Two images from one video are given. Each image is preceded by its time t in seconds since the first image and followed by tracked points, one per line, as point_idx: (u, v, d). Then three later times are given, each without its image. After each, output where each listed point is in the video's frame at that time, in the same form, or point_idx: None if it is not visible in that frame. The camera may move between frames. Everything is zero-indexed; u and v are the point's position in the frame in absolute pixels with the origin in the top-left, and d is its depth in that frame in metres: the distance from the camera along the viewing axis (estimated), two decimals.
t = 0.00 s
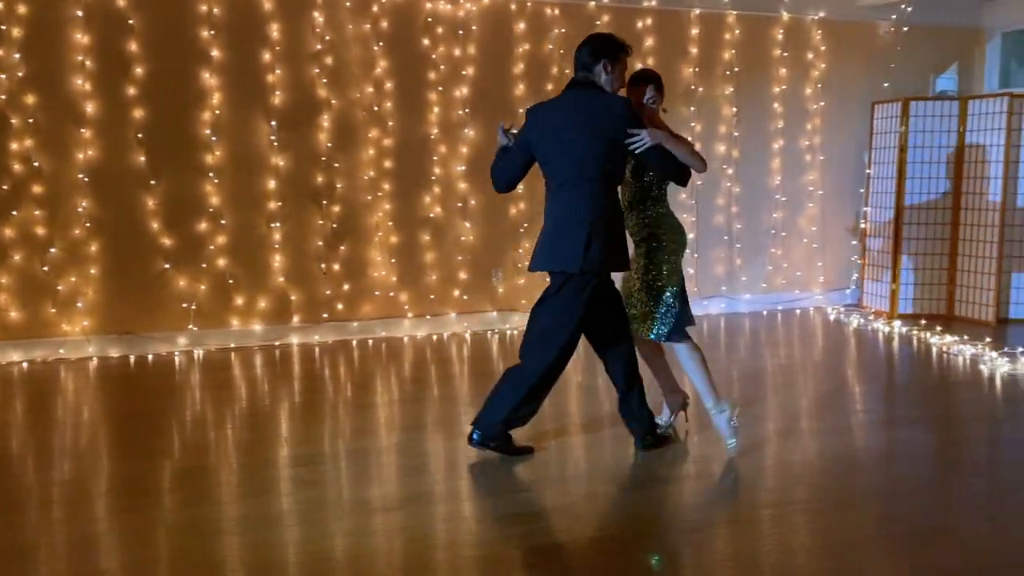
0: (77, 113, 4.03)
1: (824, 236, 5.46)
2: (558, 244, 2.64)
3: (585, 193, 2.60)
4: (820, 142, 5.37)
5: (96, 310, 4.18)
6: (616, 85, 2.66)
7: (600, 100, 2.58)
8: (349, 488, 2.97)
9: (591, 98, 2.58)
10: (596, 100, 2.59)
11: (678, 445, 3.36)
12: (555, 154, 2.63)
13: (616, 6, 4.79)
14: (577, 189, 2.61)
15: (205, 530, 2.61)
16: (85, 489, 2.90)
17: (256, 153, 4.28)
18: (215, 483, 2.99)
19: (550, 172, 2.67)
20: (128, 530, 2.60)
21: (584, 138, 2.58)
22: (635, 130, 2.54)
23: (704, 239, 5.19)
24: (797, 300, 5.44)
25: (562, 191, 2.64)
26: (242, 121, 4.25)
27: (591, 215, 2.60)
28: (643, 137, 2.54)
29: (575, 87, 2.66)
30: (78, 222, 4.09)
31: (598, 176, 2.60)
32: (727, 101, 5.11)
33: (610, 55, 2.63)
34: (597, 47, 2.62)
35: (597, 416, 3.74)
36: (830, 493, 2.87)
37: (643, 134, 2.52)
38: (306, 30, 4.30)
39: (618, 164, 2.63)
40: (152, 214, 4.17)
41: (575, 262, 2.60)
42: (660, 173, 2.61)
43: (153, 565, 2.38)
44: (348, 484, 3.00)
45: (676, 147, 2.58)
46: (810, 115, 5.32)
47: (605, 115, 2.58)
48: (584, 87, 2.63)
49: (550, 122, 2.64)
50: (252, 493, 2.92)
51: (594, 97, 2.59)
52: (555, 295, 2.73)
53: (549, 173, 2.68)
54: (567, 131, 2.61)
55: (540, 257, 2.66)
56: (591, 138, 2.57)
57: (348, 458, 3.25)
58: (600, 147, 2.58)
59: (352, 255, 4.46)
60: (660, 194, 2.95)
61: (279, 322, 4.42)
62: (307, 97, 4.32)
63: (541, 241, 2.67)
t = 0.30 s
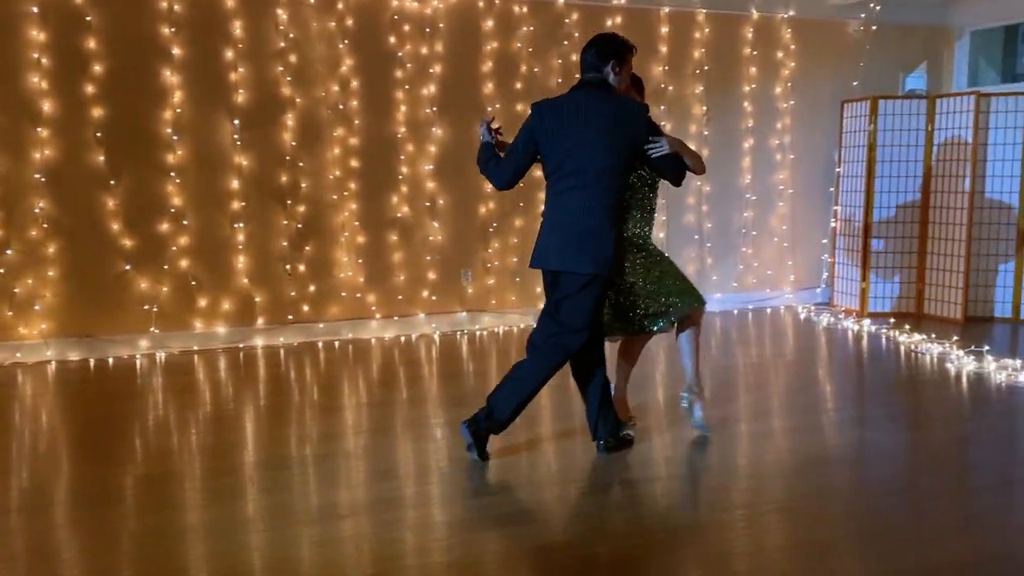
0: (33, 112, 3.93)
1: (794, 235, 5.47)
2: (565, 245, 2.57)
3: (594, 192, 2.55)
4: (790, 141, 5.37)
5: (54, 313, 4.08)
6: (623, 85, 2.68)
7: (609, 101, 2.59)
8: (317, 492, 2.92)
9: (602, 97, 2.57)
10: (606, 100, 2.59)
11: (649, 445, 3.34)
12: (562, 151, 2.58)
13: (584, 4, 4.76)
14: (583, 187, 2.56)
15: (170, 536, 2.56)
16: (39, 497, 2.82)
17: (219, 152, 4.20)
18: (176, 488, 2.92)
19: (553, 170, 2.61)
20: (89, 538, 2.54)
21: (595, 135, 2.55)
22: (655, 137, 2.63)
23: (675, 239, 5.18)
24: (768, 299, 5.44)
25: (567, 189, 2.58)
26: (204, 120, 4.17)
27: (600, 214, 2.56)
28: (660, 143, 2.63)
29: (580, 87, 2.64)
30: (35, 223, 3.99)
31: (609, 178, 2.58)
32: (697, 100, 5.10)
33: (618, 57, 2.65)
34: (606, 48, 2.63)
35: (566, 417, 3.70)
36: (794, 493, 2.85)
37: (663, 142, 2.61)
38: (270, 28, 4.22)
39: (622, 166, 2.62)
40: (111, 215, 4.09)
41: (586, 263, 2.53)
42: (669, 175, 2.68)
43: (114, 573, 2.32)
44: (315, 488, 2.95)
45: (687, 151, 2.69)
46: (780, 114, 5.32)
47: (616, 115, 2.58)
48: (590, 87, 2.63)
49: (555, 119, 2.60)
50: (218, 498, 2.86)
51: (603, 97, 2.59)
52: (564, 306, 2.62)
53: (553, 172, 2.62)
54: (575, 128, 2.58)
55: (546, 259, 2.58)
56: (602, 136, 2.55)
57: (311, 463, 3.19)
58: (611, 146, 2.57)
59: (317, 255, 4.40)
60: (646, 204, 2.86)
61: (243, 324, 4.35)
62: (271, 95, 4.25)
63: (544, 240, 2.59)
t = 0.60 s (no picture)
0: None
1: (765, 234, 5.45)
2: (554, 249, 2.47)
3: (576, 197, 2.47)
4: (760, 139, 5.35)
5: (9, 316, 3.98)
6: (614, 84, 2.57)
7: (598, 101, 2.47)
8: (282, 497, 2.85)
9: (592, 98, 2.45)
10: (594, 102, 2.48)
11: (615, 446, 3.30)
12: (549, 154, 2.49)
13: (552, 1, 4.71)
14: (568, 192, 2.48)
15: (132, 544, 2.49)
16: None
17: (178, 151, 4.11)
18: (135, 495, 2.85)
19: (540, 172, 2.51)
20: (43, 547, 2.46)
21: (587, 139, 2.45)
22: (644, 137, 2.51)
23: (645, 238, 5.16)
24: (739, 298, 5.42)
25: (555, 192, 2.49)
26: (162, 118, 4.07)
27: (588, 219, 2.48)
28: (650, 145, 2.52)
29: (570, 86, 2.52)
30: None
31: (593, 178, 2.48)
32: (666, 99, 5.07)
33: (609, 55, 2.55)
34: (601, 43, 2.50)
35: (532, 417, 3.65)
36: (755, 495, 2.79)
37: (653, 141, 2.49)
38: (230, 24, 4.13)
39: (611, 167, 2.53)
40: (67, 216, 3.98)
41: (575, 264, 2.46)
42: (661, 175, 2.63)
43: None
44: (280, 493, 2.89)
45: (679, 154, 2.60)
46: (750, 112, 5.30)
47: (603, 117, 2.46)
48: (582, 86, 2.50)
49: (542, 122, 2.50)
50: (181, 504, 2.80)
51: (596, 97, 2.48)
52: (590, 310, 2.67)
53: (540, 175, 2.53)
54: (565, 126, 2.47)
55: (531, 260, 2.50)
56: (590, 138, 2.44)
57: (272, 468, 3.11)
58: (600, 149, 2.47)
59: (280, 256, 4.32)
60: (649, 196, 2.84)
61: (204, 327, 4.27)
62: (232, 93, 4.16)
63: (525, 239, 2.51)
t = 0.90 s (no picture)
0: None
1: (739, 235, 5.43)
2: (543, 246, 2.50)
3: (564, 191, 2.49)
4: (734, 139, 5.33)
5: None
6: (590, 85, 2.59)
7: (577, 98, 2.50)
8: (247, 504, 2.78)
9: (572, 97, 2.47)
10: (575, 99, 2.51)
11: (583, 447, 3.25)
12: (531, 154, 2.51)
13: None
14: (555, 185, 2.50)
15: (94, 556, 2.41)
16: None
17: (139, 150, 4.00)
18: (95, 504, 2.77)
19: (523, 170, 2.52)
20: None
21: (563, 137, 2.47)
22: (611, 137, 2.49)
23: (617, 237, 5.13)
24: (712, 299, 5.40)
25: (538, 189, 2.52)
26: (122, 116, 3.96)
27: (571, 214, 2.51)
28: (619, 143, 2.50)
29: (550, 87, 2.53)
30: None
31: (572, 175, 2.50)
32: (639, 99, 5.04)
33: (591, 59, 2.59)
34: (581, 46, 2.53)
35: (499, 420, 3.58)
36: (717, 499, 2.74)
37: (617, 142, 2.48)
38: (192, 21, 4.03)
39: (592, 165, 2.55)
40: (24, 216, 3.86)
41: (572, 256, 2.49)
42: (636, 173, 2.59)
43: None
44: (245, 499, 2.83)
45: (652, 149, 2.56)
46: (724, 112, 5.27)
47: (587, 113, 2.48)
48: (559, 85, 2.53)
49: (523, 118, 2.52)
50: (144, 512, 2.73)
51: (572, 97, 2.49)
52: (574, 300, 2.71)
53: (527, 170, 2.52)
54: (544, 125, 2.49)
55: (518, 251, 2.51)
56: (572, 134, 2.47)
57: (235, 474, 3.04)
58: (580, 147, 2.49)
59: (244, 257, 4.23)
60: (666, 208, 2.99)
61: (167, 329, 4.17)
62: (195, 91, 4.06)
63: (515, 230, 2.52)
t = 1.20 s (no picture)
0: None
1: (718, 236, 5.39)
2: (526, 247, 2.74)
3: (546, 195, 2.70)
4: (712, 139, 5.28)
5: None
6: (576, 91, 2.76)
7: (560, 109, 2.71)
8: (214, 511, 2.71)
9: (552, 105, 2.67)
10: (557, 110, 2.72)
11: (552, 450, 3.18)
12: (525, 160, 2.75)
13: None
14: (540, 191, 2.73)
15: (54, 567, 2.33)
16: None
17: (103, 149, 3.91)
18: (55, 512, 2.69)
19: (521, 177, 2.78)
20: None
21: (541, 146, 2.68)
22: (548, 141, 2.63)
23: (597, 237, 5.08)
24: (691, 300, 5.36)
25: (531, 194, 2.75)
26: (85, 115, 3.87)
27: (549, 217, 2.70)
28: (554, 148, 2.60)
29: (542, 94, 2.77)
30: None
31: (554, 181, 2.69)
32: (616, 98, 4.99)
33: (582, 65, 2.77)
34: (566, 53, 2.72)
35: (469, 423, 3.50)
36: (679, 506, 2.65)
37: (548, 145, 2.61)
38: (157, 18, 3.94)
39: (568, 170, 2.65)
40: None
41: (540, 260, 2.69)
42: (577, 183, 2.66)
43: None
44: (212, 506, 2.76)
45: (586, 156, 2.58)
46: (702, 111, 5.23)
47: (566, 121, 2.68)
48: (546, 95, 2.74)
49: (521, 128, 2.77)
50: (103, 521, 2.64)
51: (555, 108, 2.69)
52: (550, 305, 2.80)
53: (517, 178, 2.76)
54: (532, 134, 2.72)
55: (507, 251, 2.78)
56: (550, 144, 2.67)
57: (195, 480, 2.97)
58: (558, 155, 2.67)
59: (211, 259, 4.15)
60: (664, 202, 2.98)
61: (132, 332, 4.08)
62: (160, 89, 3.97)
63: (512, 231, 2.79)
